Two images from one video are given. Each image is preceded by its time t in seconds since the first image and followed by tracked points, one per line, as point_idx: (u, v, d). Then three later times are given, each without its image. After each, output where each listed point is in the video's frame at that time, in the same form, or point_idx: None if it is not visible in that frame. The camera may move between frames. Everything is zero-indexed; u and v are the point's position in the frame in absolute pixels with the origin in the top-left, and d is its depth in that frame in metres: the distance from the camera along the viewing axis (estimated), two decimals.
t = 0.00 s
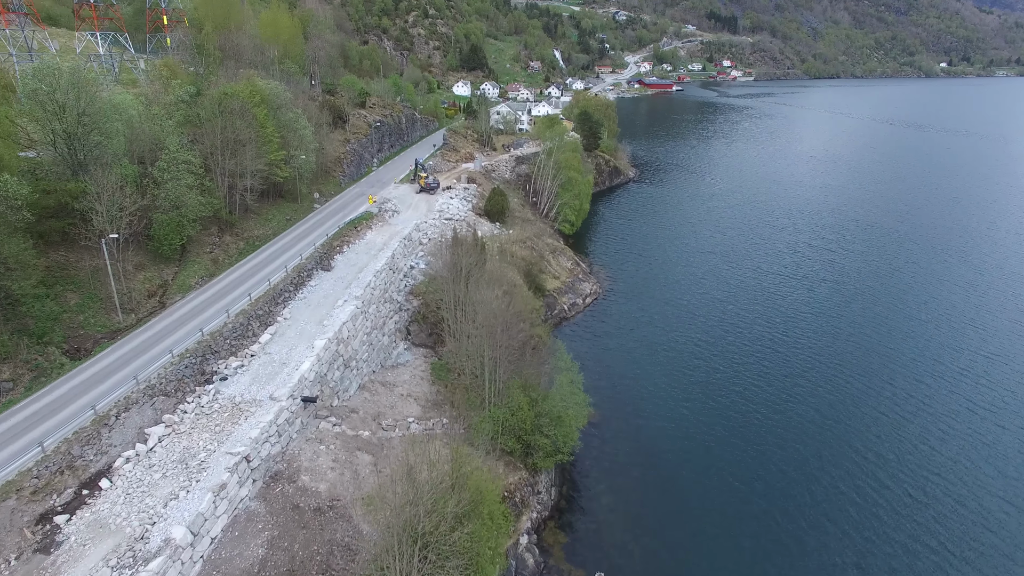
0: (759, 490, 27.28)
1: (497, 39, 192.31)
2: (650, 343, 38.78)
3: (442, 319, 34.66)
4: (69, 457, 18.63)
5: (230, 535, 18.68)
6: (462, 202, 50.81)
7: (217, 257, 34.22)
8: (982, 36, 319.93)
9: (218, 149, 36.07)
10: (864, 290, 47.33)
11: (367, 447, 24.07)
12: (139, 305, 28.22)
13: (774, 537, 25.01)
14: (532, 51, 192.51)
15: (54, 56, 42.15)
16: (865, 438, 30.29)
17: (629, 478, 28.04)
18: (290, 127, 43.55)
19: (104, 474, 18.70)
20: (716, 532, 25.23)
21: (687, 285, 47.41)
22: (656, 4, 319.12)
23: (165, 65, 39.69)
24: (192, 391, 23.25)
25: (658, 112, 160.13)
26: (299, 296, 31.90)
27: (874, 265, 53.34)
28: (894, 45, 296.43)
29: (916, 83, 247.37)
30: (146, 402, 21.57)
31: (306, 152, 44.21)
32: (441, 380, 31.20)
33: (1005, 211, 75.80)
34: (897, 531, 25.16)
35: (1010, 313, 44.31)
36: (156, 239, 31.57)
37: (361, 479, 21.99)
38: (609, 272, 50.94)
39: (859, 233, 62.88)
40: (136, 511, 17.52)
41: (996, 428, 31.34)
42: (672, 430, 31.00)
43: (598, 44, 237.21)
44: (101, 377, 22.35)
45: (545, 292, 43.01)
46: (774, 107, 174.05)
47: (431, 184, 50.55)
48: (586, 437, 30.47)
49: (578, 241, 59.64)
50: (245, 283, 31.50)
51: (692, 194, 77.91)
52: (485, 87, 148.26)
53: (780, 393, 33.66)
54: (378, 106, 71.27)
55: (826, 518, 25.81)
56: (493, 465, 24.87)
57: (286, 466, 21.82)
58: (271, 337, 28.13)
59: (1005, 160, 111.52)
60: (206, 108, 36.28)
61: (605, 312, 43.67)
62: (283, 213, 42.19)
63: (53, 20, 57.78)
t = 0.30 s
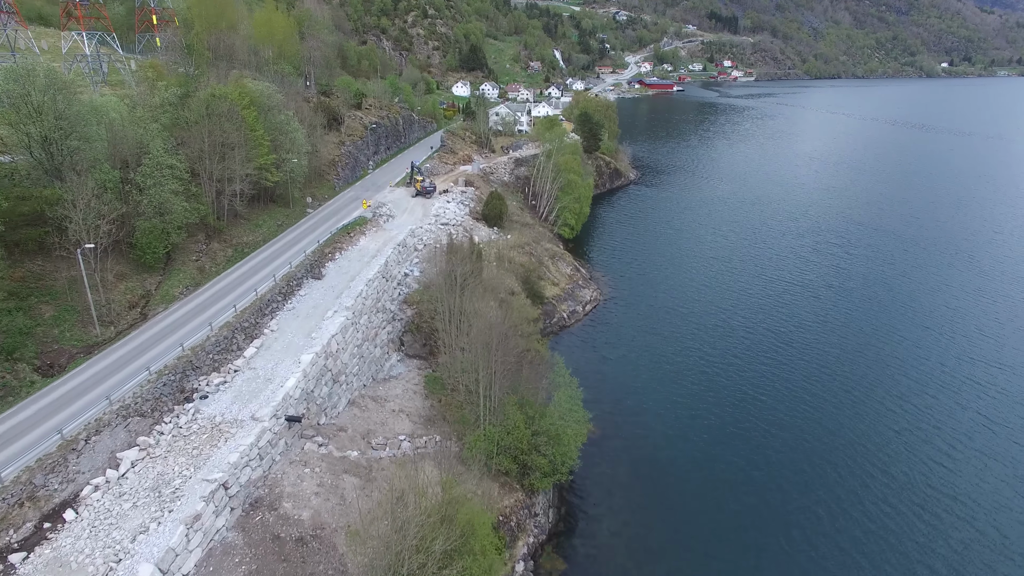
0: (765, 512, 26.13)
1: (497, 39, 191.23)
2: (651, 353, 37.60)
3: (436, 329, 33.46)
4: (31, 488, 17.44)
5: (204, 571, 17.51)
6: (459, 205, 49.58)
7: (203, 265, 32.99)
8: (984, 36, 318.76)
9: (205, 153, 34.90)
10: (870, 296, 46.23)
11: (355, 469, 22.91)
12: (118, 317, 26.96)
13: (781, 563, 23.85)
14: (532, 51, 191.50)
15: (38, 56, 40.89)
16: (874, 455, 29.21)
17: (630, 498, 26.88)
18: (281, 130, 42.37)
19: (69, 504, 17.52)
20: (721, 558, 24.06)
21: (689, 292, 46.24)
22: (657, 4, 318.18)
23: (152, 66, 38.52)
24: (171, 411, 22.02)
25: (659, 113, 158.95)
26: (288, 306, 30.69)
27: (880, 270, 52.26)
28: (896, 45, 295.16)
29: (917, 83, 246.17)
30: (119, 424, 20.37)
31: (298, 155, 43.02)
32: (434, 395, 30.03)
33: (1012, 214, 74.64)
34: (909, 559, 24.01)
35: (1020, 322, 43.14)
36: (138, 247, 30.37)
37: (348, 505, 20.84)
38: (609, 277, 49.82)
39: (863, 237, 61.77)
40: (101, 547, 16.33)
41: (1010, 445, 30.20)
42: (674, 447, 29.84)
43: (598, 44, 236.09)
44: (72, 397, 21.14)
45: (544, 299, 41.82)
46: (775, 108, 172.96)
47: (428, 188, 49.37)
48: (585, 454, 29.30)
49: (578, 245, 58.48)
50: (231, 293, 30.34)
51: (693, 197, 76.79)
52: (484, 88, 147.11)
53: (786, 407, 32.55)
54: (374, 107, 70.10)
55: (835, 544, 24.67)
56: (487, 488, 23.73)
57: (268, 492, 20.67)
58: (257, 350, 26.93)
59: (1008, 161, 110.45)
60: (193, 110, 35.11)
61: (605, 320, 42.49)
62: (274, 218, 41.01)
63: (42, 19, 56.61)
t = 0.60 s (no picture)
0: (773, 536, 24.94)
1: (497, 39, 190.01)
2: (654, 365, 36.35)
3: (431, 340, 32.29)
4: None
5: None
6: (457, 210, 48.37)
7: (189, 274, 31.79)
8: (986, 36, 317.16)
9: (192, 157, 33.71)
10: (878, 303, 45.06)
11: (342, 493, 21.72)
12: (97, 331, 25.73)
13: None
14: (533, 51, 190.34)
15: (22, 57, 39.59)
16: (887, 474, 28.06)
17: (632, 520, 25.66)
18: (273, 133, 41.20)
19: (30, 539, 16.35)
20: None
21: (691, 298, 45.08)
22: (658, 4, 316.80)
23: (138, 67, 37.33)
24: (147, 432, 20.80)
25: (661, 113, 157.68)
26: (276, 317, 29.51)
27: (887, 275, 51.09)
28: (898, 45, 293.62)
29: (920, 83, 244.62)
30: (90, 448, 19.19)
31: (290, 159, 41.84)
32: (428, 410, 28.80)
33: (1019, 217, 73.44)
34: None
35: None
36: (120, 255, 29.13)
37: (333, 534, 19.66)
38: (610, 283, 48.65)
39: (870, 241, 60.57)
40: None
41: None
42: (678, 465, 28.62)
43: (600, 44, 234.53)
44: (42, 419, 19.98)
45: (543, 307, 40.63)
46: (777, 108, 171.69)
47: (424, 192, 48.15)
48: (585, 472, 28.07)
49: (579, 250, 57.25)
50: (217, 303, 29.20)
51: (695, 199, 75.63)
52: (484, 88, 145.85)
53: (794, 422, 31.37)
54: (371, 108, 68.91)
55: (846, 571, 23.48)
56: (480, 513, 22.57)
57: (248, 521, 19.50)
58: (242, 364, 25.74)
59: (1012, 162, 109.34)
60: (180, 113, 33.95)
61: (607, 329, 41.26)
62: (266, 224, 39.82)
63: (33, 19, 55.40)
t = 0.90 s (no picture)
0: (782, 562, 23.81)
1: (497, 39, 188.72)
2: (655, 377, 35.19)
3: (425, 352, 31.09)
4: None
5: None
6: (453, 214, 47.14)
7: (174, 283, 30.53)
8: (988, 35, 315.70)
9: (177, 162, 32.46)
10: (886, 310, 43.94)
11: (328, 520, 20.58)
12: (73, 345, 24.43)
13: None
14: (533, 51, 189.09)
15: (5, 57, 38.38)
16: (901, 496, 26.86)
17: (634, 544, 24.49)
18: (263, 136, 39.98)
19: None
20: None
21: (695, 306, 43.95)
22: (659, 4, 315.34)
23: (123, 68, 36.10)
24: (120, 457, 19.48)
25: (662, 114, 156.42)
26: (263, 329, 28.29)
27: (895, 281, 49.91)
28: (899, 45, 292.45)
29: (922, 83, 243.21)
30: (55, 476, 18.14)
31: (281, 162, 40.61)
32: (421, 427, 27.66)
33: None
34: None
35: None
36: (99, 264, 27.83)
37: (315, 567, 18.54)
38: (611, 290, 47.47)
39: (876, 245, 59.37)
40: None
41: None
42: (681, 484, 27.49)
43: (600, 44, 233.09)
44: (7, 443, 18.87)
45: (541, 316, 39.43)
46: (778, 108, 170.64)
47: (420, 196, 46.90)
48: (584, 493, 26.91)
49: (578, 254, 56.08)
50: (202, 315, 28.01)
51: (697, 202, 74.44)
52: (483, 89, 144.56)
53: (802, 438, 30.24)
54: (368, 109, 67.69)
55: None
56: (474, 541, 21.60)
57: (225, 554, 18.35)
58: (225, 380, 24.53)
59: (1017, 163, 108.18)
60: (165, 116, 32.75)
61: (607, 338, 40.08)
62: (256, 229, 38.61)
63: (24, 18, 54.21)
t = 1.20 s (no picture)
0: None
1: (497, 39, 187.47)
2: (657, 389, 34.00)
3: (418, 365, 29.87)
4: None
5: None
6: (450, 219, 45.92)
7: (157, 293, 29.31)
8: (990, 35, 314.15)
9: (161, 166, 31.25)
10: (894, 317, 42.74)
11: (311, 552, 19.48)
12: (46, 361, 23.25)
13: None
14: (533, 51, 187.76)
15: None
16: (915, 519, 25.69)
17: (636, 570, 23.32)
18: (253, 139, 38.73)
19: None
20: None
21: (697, 313, 42.77)
22: (659, 4, 314.05)
23: (107, 69, 34.86)
24: (88, 485, 18.34)
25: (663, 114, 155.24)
26: (249, 342, 27.07)
27: (902, 286, 48.68)
28: (900, 45, 291.24)
29: (924, 83, 241.82)
30: (16, 508, 16.89)
31: (272, 166, 39.38)
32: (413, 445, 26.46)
33: None
34: None
35: None
36: (77, 275, 26.62)
37: None
38: (611, 296, 46.27)
39: (882, 248, 58.11)
40: None
41: None
42: (685, 505, 26.30)
43: (601, 44, 231.64)
44: None
45: (540, 324, 38.23)
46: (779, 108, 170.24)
47: (416, 200, 45.64)
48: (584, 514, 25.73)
49: (578, 259, 54.89)
50: (184, 327, 26.78)
51: (699, 204, 73.24)
52: (483, 89, 143.34)
53: (811, 455, 29.09)
54: (364, 111, 66.51)
55: None
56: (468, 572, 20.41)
57: None
58: (207, 398, 23.28)
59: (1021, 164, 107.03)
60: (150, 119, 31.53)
61: (608, 347, 38.88)
62: (245, 236, 37.40)
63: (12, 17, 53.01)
